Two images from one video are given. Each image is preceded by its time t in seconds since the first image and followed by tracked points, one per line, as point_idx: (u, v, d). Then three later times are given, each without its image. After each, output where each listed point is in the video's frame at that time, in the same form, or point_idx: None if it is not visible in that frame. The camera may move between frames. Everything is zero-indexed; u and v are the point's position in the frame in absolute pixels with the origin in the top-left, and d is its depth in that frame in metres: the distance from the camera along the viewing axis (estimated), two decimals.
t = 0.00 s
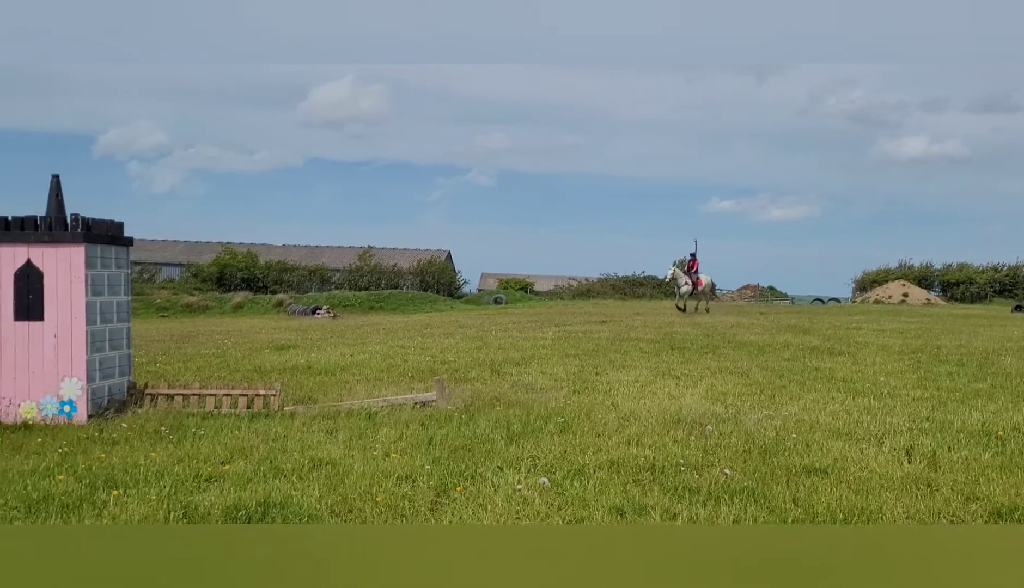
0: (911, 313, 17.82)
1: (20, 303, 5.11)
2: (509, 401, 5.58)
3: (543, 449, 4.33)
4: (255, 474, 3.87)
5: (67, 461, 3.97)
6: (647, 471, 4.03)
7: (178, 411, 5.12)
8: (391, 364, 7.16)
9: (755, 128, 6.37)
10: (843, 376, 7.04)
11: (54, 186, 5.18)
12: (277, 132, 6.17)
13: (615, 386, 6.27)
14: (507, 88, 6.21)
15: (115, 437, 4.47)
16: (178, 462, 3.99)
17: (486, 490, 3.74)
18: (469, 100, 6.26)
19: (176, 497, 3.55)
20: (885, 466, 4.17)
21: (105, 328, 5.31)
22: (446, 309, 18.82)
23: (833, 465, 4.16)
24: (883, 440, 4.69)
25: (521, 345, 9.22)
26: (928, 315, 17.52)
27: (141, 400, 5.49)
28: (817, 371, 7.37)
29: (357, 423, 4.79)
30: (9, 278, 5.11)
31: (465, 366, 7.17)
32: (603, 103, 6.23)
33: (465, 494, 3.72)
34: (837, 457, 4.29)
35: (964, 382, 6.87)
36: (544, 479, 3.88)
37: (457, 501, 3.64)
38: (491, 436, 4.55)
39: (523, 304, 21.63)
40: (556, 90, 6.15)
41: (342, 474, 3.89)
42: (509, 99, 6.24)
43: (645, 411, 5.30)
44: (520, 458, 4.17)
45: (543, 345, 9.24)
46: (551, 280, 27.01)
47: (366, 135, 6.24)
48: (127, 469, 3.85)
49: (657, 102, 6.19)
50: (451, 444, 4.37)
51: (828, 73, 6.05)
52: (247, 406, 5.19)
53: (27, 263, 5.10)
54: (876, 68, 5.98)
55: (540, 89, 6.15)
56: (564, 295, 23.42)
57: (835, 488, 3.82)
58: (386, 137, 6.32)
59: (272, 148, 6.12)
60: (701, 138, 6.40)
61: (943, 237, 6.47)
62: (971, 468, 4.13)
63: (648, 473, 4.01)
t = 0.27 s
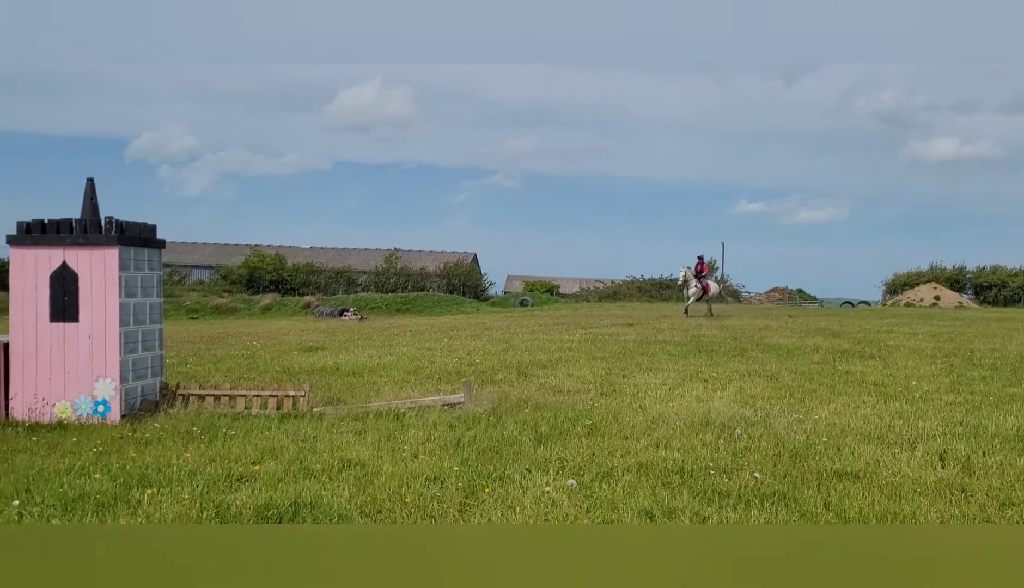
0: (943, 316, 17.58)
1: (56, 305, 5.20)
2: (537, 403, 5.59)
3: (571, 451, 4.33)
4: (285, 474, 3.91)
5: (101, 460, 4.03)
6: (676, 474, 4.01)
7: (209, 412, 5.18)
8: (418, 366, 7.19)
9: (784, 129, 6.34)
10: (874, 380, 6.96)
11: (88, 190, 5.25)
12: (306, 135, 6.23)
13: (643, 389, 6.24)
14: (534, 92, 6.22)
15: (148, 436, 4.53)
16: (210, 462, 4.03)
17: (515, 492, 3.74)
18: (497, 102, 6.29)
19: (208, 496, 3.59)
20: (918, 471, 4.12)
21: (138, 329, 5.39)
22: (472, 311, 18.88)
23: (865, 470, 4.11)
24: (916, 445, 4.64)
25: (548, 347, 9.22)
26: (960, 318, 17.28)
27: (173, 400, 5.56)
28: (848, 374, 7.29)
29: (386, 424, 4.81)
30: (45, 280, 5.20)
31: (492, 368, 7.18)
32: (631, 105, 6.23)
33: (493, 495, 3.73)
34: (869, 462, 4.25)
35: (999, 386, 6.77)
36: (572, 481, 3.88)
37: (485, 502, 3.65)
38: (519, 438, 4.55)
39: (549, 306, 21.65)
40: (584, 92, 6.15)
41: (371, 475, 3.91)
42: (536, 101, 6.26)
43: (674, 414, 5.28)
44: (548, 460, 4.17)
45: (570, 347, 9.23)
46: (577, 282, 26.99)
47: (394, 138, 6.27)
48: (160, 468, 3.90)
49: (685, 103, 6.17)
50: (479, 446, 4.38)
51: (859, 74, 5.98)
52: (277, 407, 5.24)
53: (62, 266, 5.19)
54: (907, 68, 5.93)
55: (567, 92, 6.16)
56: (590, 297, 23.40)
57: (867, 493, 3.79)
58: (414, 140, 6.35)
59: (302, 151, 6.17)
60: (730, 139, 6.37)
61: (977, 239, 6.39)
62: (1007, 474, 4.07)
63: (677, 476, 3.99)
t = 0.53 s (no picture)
0: (975, 319, 17.33)
1: (89, 306, 5.28)
2: (563, 405, 5.59)
3: (599, 454, 4.32)
4: (314, 474, 3.94)
5: (134, 459, 4.08)
6: (704, 477, 3.99)
7: (239, 412, 5.23)
8: (444, 368, 7.22)
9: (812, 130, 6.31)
10: (905, 384, 6.87)
11: (121, 192, 5.33)
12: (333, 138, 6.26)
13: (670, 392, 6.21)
14: (562, 94, 6.23)
15: (180, 436, 4.58)
16: (240, 462, 4.07)
17: (542, 494, 3.74)
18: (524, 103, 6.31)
19: (239, 495, 3.62)
20: (951, 476, 4.06)
21: (169, 330, 5.45)
22: (498, 313, 18.90)
23: (897, 474, 4.07)
24: (948, 449, 4.58)
25: (574, 349, 9.21)
26: (993, 321, 17.03)
27: (203, 401, 5.61)
28: (878, 378, 7.21)
29: (413, 426, 4.83)
30: (79, 282, 5.27)
31: (519, 370, 7.18)
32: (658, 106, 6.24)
33: (522, 497, 3.73)
34: (901, 466, 4.20)
35: None
36: (600, 483, 3.88)
37: (513, 504, 3.65)
38: (547, 440, 4.55)
39: (575, 308, 21.62)
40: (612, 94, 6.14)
41: (399, 476, 3.93)
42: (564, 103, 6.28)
43: (701, 417, 5.25)
44: (576, 462, 4.17)
45: (596, 350, 9.22)
46: (603, 284, 26.93)
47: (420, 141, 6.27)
48: (192, 468, 3.95)
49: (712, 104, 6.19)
50: (506, 447, 4.39)
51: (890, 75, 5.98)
52: (305, 408, 5.27)
53: (96, 267, 5.26)
54: (938, 68, 5.89)
55: (592, 94, 6.18)
56: (616, 299, 23.35)
57: (898, 497, 3.75)
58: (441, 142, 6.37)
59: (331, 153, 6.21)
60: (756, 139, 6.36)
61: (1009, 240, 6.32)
62: None
63: (706, 479, 3.97)
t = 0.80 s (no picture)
0: (1013, 323, 17.03)
1: (126, 307, 5.37)
2: (593, 407, 5.58)
3: (630, 456, 4.31)
4: (347, 474, 3.97)
5: (170, 458, 4.14)
6: (736, 481, 3.96)
7: (271, 413, 5.28)
8: (474, 370, 7.24)
9: (845, 131, 6.26)
10: (941, 388, 6.77)
11: (156, 196, 5.40)
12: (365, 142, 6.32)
13: (700, 395, 6.17)
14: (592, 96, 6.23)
15: (214, 436, 4.64)
16: (273, 462, 4.12)
17: (574, 496, 3.74)
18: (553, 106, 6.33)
19: (273, 495, 3.66)
20: (989, 482, 4.00)
21: (203, 331, 5.53)
22: (526, 316, 18.90)
23: (933, 479, 4.01)
24: (986, 455, 4.51)
25: (603, 352, 9.19)
26: None
27: (236, 402, 5.67)
28: (913, 382, 7.12)
29: (443, 427, 4.85)
30: (116, 283, 5.36)
31: (549, 373, 7.18)
32: (689, 108, 6.22)
33: (553, 499, 3.73)
34: (937, 472, 4.14)
35: None
36: (631, 486, 3.87)
37: (544, 506, 3.65)
38: (577, 443, 4.55)
39: (603, 311, 21.56)
40: (642, 95, 6.13)
41: (430, 477, 3.95)
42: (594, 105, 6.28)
43: (733, 420, 5.22)
44: (607, 465, 4.16)
45: (625, 353, 9.19)
46: (631, 287, 26.82)
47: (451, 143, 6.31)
48: (226, 467, 4.00)
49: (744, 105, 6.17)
50: (537, 449, 4.39)
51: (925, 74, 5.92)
52: (337, 409, 5.31)
53: (133, 269, 5.35)
54: (974, 68, 5.82)
55: (623, 96, 6.18)
56: (645, 302, 23.25)
57: (935, 504, 3.69)
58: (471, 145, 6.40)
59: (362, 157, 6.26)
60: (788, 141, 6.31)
61: None
62: None
63: (738, 483, 3.95)
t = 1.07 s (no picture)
0: None
1: (159, 309, 5.44)
2: (621, 410, 5.56)
3: (659, 459, 4.30)
4: (376, 475, 3.99)
5: (202, 458, 4.19)
6: (767, 485, 3.94)
7: (301, 414, 5.33)
8: (502, 372, 7.25)
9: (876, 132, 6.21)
10: (975, 393, 6.68)
11: (189, 199, 5.48)
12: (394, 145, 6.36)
13: (729, 399, 6.14)
14: (621, 98, 6.23)
15: (245, 436, 4.69)
16: (304, 463, 4.15)
17: (603, 499, 3.73)
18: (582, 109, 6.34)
19: (304, 496, 3.69)
20: None
21: (234, 333, 5.59)
22: (553, 319, 18.88)
23: (968, 485, 3.96)
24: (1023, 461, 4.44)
25: (630, 355, 9.16)
26: None
27: (267, 402, 5.73)
28: (946, 386, 7.02)
29: (472, 429, 4.86)
30: (150, 286, 5.44)
31: (576, 375, 7.18)
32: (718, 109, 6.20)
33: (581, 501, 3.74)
34: (973, 477, 4.08)
35: None
36: (661, 489, 3.85)
37: (573, 508, 3.65)
38: (605, 445, 4.54)
39: (631, 314, 21.47)
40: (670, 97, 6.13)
41: (459, 478, 3.96)
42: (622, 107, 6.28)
43: (762, 424, 5.18)
44: (636, 468, 4.15)
45: (653, 356, 9.15)
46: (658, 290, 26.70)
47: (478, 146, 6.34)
48: (258, 467, 4.04)
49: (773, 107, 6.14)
50: (565, 452, 4.39)
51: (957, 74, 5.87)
52: (365, 411, 5.34)
53: (166, 272, 5.43)
54: (1009, 67, 5.75)
55: (651, 98, 6.17)
56: (672, 305, 23.16)
57: (971, 510, 3.64)
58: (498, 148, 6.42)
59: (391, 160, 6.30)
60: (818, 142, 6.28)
61: None
62: None
63: (768, 486, 3.92)
